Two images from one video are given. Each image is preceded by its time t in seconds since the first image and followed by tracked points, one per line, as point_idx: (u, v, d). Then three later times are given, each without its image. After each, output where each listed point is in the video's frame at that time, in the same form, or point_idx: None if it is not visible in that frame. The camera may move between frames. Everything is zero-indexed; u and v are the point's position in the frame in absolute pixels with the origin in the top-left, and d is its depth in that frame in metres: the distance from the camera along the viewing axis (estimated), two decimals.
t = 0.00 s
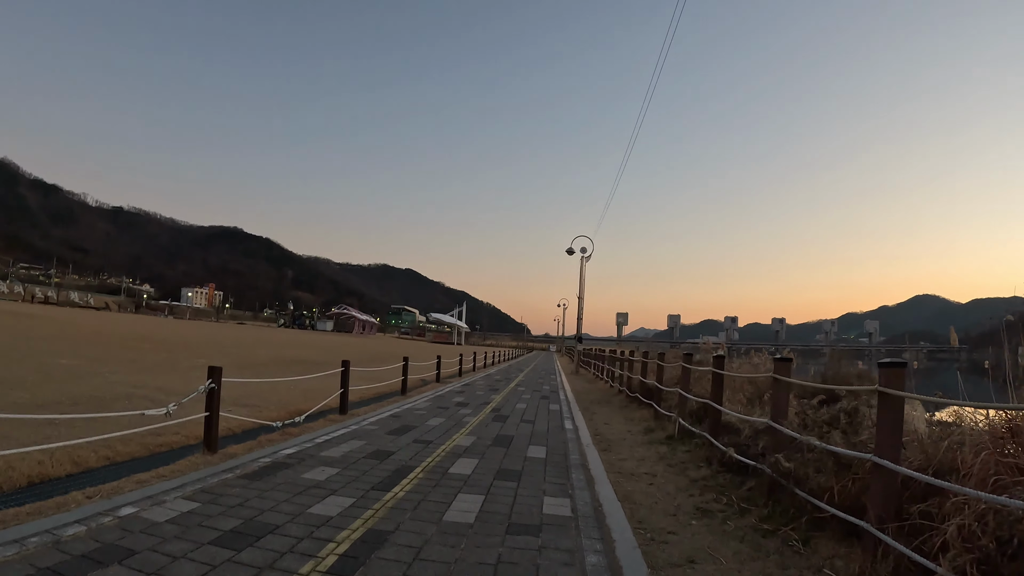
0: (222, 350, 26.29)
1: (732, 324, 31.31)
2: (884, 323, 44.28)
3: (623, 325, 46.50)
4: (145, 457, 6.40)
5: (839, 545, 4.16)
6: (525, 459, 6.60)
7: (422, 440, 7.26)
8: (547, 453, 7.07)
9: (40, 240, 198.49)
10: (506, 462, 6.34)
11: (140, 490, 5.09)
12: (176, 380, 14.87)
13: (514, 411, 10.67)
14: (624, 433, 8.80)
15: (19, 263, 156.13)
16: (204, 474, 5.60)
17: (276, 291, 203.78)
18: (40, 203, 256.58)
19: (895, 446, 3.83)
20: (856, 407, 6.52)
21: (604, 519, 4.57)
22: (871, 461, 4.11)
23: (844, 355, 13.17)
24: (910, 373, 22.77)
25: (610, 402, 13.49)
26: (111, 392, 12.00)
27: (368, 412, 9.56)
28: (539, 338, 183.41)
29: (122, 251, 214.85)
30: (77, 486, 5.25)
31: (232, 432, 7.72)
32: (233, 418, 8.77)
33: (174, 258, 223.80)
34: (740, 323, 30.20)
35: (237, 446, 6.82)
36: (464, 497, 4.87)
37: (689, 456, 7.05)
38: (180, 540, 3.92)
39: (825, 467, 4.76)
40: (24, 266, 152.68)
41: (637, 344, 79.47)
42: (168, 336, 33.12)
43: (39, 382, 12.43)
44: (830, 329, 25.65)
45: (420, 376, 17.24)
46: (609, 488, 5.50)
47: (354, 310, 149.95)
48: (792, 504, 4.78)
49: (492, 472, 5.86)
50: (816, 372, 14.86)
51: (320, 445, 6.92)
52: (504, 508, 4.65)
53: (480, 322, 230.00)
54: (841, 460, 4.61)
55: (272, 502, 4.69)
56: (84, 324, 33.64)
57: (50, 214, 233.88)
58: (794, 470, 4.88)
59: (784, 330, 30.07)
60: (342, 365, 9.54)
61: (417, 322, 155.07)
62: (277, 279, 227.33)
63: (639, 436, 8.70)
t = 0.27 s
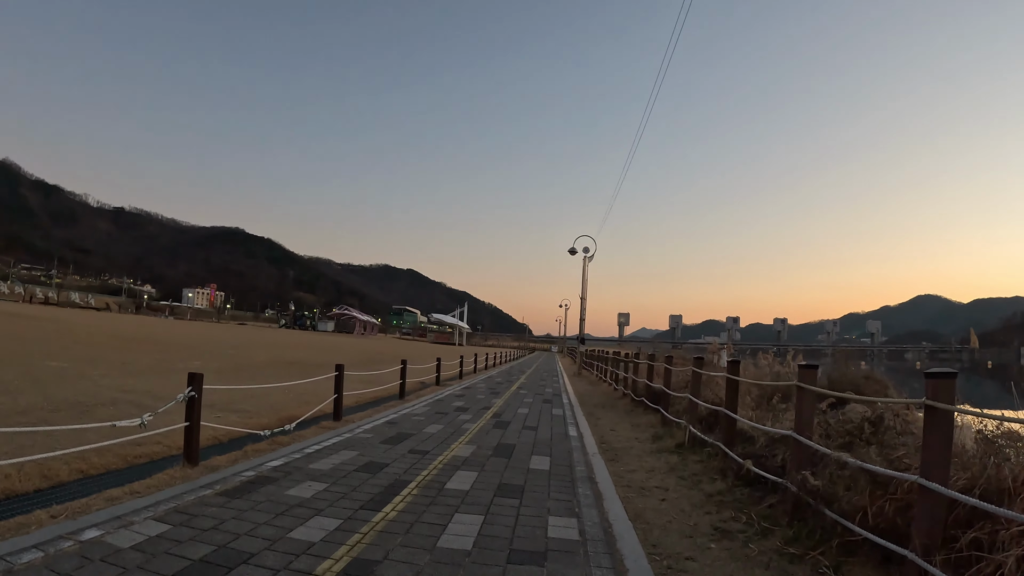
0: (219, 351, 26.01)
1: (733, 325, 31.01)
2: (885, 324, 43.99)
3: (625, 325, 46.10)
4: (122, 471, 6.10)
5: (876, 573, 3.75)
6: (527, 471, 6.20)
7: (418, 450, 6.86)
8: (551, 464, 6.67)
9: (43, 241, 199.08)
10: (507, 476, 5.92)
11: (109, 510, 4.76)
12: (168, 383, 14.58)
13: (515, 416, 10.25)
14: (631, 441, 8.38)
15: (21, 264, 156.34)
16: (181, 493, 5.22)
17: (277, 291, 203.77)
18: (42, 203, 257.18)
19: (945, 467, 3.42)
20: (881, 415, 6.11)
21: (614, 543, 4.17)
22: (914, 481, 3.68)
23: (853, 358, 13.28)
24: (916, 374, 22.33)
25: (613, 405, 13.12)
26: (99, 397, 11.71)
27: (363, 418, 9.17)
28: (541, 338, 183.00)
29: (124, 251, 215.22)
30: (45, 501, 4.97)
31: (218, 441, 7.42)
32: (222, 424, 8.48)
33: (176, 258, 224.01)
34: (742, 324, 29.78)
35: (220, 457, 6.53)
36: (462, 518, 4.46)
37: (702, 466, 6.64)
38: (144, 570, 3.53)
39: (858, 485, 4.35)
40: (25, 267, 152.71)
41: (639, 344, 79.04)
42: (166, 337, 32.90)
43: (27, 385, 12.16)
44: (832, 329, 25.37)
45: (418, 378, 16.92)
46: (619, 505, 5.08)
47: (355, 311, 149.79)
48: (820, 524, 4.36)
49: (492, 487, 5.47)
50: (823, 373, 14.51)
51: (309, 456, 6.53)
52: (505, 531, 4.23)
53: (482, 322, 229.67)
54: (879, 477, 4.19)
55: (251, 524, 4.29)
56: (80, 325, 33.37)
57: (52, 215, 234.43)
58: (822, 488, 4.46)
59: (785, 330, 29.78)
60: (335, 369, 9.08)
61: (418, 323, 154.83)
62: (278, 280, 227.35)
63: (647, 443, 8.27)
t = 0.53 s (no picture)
0: (215, 352, 25.68)
1: (733, 325, 30.63)
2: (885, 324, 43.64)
3: (625, 326, 45.72)
4: (92, 476, 5.80)
5: None
6: (527, 478, 5.82)
7: (412, 454, 6.49)
8: (552, 469, 6.30)
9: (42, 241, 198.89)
10: (505, 483, 5.54)
11: (70, 520, 4.45)
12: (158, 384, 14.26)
13: (515, 418, 9.85)
14: (636, 443, 8.00)
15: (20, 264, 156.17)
16: (151, 503, 4.86)
17: (276, 292, 203.37)
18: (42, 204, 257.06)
19: (997, 479, 3.05)
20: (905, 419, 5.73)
21: (622, 560, 3.79)
22: (957, 492, 3.32)
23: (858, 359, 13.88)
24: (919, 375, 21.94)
25: (615, 406, 12.75)
26: (85, 396, 11.40)
27: (355, 420, 8.82)
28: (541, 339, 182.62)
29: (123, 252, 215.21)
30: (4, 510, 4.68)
31: (200, 445, 7.11)
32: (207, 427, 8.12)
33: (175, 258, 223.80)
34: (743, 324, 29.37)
35: (199, 462, 6.22)
36: (454, 532, 4.08)
37: (713, 472, 6.25)
38: None
39: (891, 496, 3.96)
40: (24, 267, 152.40)
41: (639, 345, 78.67)
42: (161, 337, 32.61)
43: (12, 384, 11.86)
44: (834, 329, 25.01)
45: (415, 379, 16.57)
46: (626, 516, 4.70)
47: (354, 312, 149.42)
48: (849, 539, 3.98)
49: (489, 495, 5.09)
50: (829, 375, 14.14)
51: (294, 461, 6.16)
52: (502, 546, 3.86)
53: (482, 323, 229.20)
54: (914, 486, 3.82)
55: (221, 539, 3.94)
56: (75, 325, 33.02)
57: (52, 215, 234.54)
58: (850, 499, 4.09)
59: (785, 331, 29.44)
60: (327, 368, 8.69)
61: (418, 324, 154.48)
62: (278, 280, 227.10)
63: (654, 448, 7.84)
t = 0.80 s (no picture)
0: (208, 352, 25.27)
1: (732, 326, 30.29)
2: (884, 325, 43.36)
3: (624, 327, 45.35)
4: (54, 487, 5.43)
5: None
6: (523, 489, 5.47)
7: (401, 464, 6.13)
8: (550, 479, 5.96)
9: (39, 241, 198.31)
10: (500, 497, 5.16)
11: (20, 539, 4.07)
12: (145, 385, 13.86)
13: (511, 423, 9.47)
14: (638, 449, 7.64)
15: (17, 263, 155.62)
16: (113, 520, 4.50)
17: (275, 292, 202.83)
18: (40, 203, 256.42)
19: None
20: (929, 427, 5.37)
21: None
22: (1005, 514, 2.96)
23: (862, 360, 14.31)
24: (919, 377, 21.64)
25: (614, 409, 12.40)
26: (65, 397, 11.02)
27: (344, 425, 8.44)
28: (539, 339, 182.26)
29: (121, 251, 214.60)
30: None
31: (178, 453, 6.73)
32: (188, 435, 7.72)
33: (173, 258, 223.26)
34: (742, 325, 29.04)
35: (172, 471, 5.86)
36: (442, 556, 3.71)
37: (721, 482, 5.88)
38: None
39: (923, 516, 3.60)
40: (22, 266, 151.77)
41: (637, 346, 78.31)
42: (154, 336, 32.22)
43: None
44: (833, 330, 24.70)
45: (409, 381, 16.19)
46: (630, 534, 4.32)
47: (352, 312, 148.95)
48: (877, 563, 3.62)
49: (481, 511, 4.73)
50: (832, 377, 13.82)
51: (274, 472, 5.78)
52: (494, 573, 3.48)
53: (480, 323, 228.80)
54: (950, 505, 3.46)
55: (182, 563, 3.57)
56: (68, 324, 32.57)
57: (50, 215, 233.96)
58: (878, 518, 3.72)
59: (784, 332, 29.10)
60: (314, 370, 8.31)
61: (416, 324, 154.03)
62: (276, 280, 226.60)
63: (656, 454, 7.47)
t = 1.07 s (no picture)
0: (202, 351, 24.93)
1: (732, 326, 29.96)
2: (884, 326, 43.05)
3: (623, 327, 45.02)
4: (18, 490, 5.13)
5: None
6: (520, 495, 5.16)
7: (390, 466, 5.83)
8: (549, 483, 5.64)
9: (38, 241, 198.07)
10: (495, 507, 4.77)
11: None
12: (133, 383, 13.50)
13: (509, 424, 9.10)
14: (642, 452, 7.29)
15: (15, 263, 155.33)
16: (75, 529, 4.18)
17: (274, 292, 202.54)
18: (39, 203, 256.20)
19: None
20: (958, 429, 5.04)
21: None
22: None
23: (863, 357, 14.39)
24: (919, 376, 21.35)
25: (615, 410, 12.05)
26: (49, 396, 10.71)
27: (334, 427, 8.09)
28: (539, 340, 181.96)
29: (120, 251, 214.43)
30: None
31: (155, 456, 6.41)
32: (169, 436, 7.37)
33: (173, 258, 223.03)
34: (741, 325, 28.73)
35: (146, 476, 5.60)
36: None
37: (733, 488, 5.52)
38: None
39: (964, 528, 3.26)
40: (20, 266, 151.49)
41: (637, 346, 78.01)
42: (150, 336, 31.93)
43: None
44: (833, 329, 24.41)
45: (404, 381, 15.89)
46: (637, 547, 3.95)
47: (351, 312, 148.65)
48: None
49: (473, 522, 4.43)
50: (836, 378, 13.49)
51: (255, 477, 5.43)
52: None
53: (480, 324, 228.50)
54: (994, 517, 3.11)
55: None
56: (62, 323, 32.20)
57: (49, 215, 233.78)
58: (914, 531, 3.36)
59: (784, 332, 28.78)
60: (303, 370, 7.95)
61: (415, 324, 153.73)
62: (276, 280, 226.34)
63: (660, 458, 7.10)
